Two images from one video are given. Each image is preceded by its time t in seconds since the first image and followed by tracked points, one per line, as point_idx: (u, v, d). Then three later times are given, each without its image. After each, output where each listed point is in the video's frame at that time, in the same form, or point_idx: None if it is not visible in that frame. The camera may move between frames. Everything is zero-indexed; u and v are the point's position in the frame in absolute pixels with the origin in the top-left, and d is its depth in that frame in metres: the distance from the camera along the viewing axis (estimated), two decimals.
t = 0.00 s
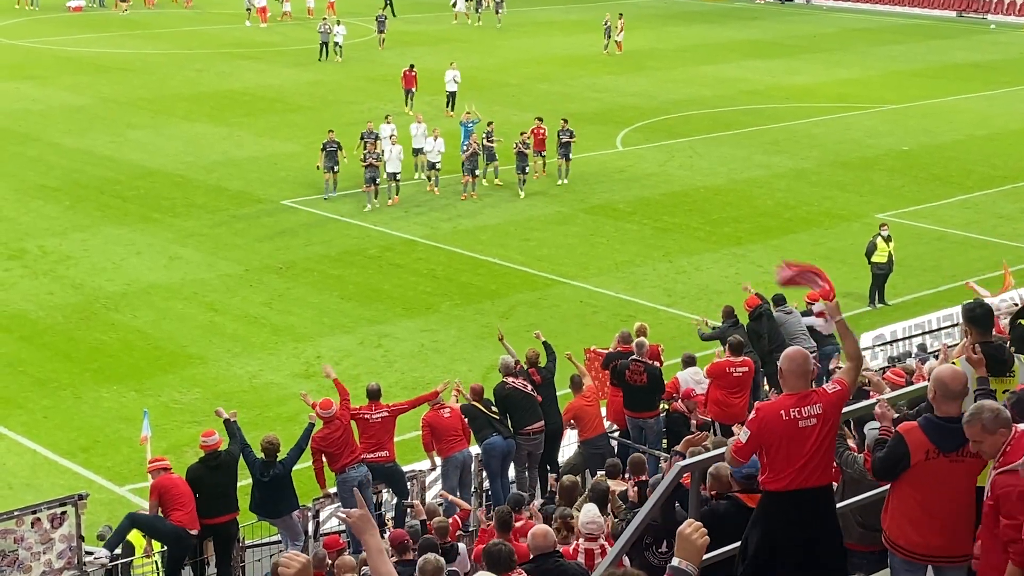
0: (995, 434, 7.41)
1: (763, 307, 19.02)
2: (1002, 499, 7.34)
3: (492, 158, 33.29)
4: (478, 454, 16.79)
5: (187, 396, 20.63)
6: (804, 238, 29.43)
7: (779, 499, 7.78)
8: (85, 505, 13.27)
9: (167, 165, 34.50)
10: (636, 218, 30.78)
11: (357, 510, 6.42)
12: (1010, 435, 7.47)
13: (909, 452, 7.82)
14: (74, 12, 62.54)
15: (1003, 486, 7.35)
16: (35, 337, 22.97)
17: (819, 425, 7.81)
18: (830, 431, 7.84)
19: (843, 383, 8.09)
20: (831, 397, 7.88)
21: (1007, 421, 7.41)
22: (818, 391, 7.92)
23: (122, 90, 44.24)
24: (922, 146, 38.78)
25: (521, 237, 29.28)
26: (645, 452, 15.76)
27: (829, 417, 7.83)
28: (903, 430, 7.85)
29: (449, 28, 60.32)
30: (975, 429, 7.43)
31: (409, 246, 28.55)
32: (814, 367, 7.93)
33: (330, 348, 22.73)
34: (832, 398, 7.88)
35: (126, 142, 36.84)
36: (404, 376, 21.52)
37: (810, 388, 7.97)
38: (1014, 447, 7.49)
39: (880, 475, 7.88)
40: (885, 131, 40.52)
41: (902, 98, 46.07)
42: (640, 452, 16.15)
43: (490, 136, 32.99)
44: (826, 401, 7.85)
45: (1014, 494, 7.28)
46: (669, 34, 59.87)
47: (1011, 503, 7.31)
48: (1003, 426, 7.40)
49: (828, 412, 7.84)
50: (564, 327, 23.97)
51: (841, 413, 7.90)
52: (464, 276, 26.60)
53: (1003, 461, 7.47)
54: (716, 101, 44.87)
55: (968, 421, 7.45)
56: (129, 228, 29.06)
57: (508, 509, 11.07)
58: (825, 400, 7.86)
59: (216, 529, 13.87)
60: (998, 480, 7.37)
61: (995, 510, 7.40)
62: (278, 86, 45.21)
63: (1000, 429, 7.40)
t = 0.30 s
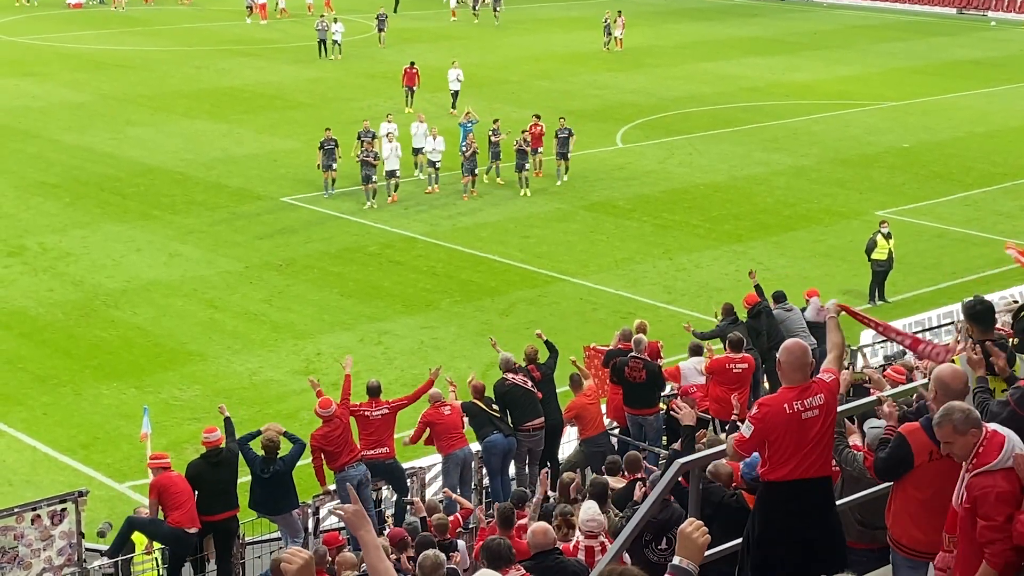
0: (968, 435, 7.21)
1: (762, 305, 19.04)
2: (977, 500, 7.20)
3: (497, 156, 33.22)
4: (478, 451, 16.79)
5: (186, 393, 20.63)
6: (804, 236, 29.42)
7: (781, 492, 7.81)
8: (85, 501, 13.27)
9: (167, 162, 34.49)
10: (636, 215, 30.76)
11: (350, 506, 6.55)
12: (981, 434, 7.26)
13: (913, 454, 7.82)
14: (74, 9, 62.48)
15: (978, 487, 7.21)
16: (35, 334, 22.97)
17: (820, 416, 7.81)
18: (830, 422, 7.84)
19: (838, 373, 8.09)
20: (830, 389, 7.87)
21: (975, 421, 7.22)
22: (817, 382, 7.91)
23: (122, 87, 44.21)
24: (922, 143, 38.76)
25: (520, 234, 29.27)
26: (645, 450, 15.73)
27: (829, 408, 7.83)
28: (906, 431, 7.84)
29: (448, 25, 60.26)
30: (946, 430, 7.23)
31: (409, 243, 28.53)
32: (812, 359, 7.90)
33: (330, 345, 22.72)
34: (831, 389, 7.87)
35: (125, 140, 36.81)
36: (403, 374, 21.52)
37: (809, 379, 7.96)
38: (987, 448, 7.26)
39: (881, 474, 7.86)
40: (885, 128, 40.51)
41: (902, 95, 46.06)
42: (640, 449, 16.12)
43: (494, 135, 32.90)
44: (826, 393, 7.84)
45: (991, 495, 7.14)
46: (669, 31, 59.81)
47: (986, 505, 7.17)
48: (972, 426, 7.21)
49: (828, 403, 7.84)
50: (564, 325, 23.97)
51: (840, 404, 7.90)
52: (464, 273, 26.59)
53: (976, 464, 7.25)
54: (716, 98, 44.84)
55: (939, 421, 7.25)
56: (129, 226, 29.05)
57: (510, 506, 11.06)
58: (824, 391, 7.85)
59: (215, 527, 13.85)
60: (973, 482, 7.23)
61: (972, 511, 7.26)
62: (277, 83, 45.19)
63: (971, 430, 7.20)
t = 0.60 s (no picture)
0: (943, 431, 7.14)
1: (762, 302, 19.04)
2: (964, 496, 7.17)
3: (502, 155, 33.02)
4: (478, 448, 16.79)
5: (187, 390, 20.64)
6: (804, 233, 29.43)
7: (780, 488, 7.84)
8: (85, 499, 13.27)
9: (167, 159, 34.50)
10: (636, 213, 30.76)
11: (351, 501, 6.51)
12: (958, 432, 7.19)
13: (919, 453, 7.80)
14: (75, 6, 62.49)
15: (963, 483, 7.18)
16: (35, 331, 22.98)
17: (813, 411, 7.89)
18: (822, 417, 7.92)
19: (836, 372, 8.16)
20: (822, 385, 7.96)
21: (951, 417, 7.13)
22: (809, 378, 8.01)
23: (122, 84, 44.22)
24: (922, 141, 38.77)
25: (520, 232, 29.28)
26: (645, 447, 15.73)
27: (821, 404, 7.92)
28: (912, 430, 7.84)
29: (448, 23, 60.22)
30: (922, 426, 7.16)
31: (409, 240, 28.54)
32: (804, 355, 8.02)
33: (330, 342, 22.73)
34: (824, 385, 7.96)
35: (126, 137, 36.82)
36: (404, 371, 21.54)
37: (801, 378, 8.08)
38: (968, 443, 7.21)
39: (888, 471, 7.84)
40: (885, 126, 40.52)
41: (902, 92, 46.06)
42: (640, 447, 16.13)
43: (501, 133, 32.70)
44: (817, 389, 7.94)
45: (981, 491, 7.12)
46: (669, 29, 59.78)
47: (975, 501, 7.15)
48: (949, 423, 7.13)
49: (820, 398, 7.93)
50: (565, 322, 23.98)
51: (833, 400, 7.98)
52: (465, 271, 26.60)
53: (956, 461, 7.21)
54: (716, 95, 44.84)
55: (915, 418, 7.18)
56: (129, 223, 29.05)
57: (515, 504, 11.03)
58: (815, 388, 7.95)
59: (215, 524, 13.87)
60: (959, 479, 7.19)
61: (957, 508, 7.23)
62: (277, 81, 45.20)
63: (948, 427, 7.14)
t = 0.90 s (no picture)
0: (917, 434, 6.96)
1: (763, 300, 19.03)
2: (954, 495, 6.96)
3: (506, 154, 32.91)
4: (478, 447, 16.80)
5: (187, 389, 20.64)
6: (805, 232, 29.40)
7: (779, 485, 7.86)
8: (86, 498, 13.27)
9: (167, 158, 34.50)
10: (637, 211, 30.75)
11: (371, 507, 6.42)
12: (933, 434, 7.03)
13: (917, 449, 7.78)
14: (75, 5, 62.47)
15: (950, 483, 6.98)
16: (36, 330, 22.99)
17: (817, 408, 7.90)
18: (827, 415, 7.92)
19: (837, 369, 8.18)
20: (827, 383, 7.97)
21: (926, 418, 6.96)
22: (814, 376, 8.02)
23: (122, 83, 44.21)
24: (923, 139, 38.74)
25: (520, 231, 29.27)
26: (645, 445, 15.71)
27: (825, 402, 7.92)
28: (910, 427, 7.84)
29: (448, 22, 60.17)
30: (894, 429, 6.97)
31: (410, 239, 28.53)
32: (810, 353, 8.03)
33: (330, 341, 22.73)
34: (829, 383, 7.97)
35: (126, 136, 36.82)
36: (404, 370, 21.52)
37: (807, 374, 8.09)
38: (946, 445, 7.06)
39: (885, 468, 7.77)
40: (886, 125, 40.49)
41: (903, 91, 46.03)
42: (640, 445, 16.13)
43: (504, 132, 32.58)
44: (822, 386, 7.94)
45: (974, 487, 6.92)
46: (670, 27, 59.73)
47: (967, 499, 6.94)
48: (925, 424, 6.95)
49: (824, 396, 7.94)
50: (565, 321, 23.97)
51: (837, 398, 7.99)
52: (465, 270, 26.60)
53: (938, 462, 7.03)
54: (716, 94, 44.81)
55: (887, 424, 6.99)
56: (130, 222, 29.05)
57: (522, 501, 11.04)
58: (820, 385, 7.95)
59: (216, 522, 13.88)
60: (947, 480, 6.98)
61: (949, 510, 7.01)
62: (278, 80, 45.17)
63: (921, 429, 6.96)
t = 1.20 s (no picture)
0: (893, 458, 6.95)
1: (764, 299, 19.04)
2: (933, 519, 6.96)
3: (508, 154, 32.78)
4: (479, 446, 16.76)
5: (189, 388, 20.65)
6: (806, 232, 29.40)
7: (782, 484, 7.88)
8: (87, 497, 13.28)
9: (168, 158, 34.51)
10: (638, 211, 30.74)
11: (348, 501, 6.34)
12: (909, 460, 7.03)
13: (919, 447, 7.85)
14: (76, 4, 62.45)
15: (928, 507, 6.99)
16: (38, 329, 23.00)
17: (814, 408, 7.93)
18: (824, 413, 7.94)
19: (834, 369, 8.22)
20: (823, 382, 8.00)
21: (904, 444, 6.95)
22: (811, 375, 8.04)
23: (123, 82, 44.23)
24: (924, 139, 38.71)
25: (522, 230, 29.27)
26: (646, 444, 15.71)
27: (822, 400, 7.95)
28: (913, 425, 7.89)
29: (448, 22, 60.11)
30: (870, 453, 6.96)
31: (411, 238, 28.53)
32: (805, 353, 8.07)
33: (332, 340, 22.74)
34: (826, 382, 8.00)
35: (128, 136, 36.83)
36: (405, 369, 21.52)
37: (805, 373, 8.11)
38: (923, 470, 7.06)
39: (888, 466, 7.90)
40: (887, 124, 40.47)
41: (904, 91, 46.00)
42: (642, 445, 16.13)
43: (508, 132, 32.41)
44: (818, 385, 7.97)
45: (951, 511, 6.94)
46: (670, 27, 59.69)
47: (944, 522, 6.96)
48: (901, 449, 6.94)
49: (821, 395, 7.96)
50: (566, 320, 23.97)
51: (834, 397, 8.01)
52: (466, 269, 26.60)
53: (914, 487, 7.02)
54: (718, 94, 44.80)
55: (864, 449, 6.98)
56: (132, 221, 29.07)
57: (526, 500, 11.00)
58: (816, 383, 7.98)
59: (217, 522, 13.85)
60: (924, 505, 6.98)
61: (926, 534, 7.02)
62: (279, 79, 45.17)
63: (897, 454, 6.94)
